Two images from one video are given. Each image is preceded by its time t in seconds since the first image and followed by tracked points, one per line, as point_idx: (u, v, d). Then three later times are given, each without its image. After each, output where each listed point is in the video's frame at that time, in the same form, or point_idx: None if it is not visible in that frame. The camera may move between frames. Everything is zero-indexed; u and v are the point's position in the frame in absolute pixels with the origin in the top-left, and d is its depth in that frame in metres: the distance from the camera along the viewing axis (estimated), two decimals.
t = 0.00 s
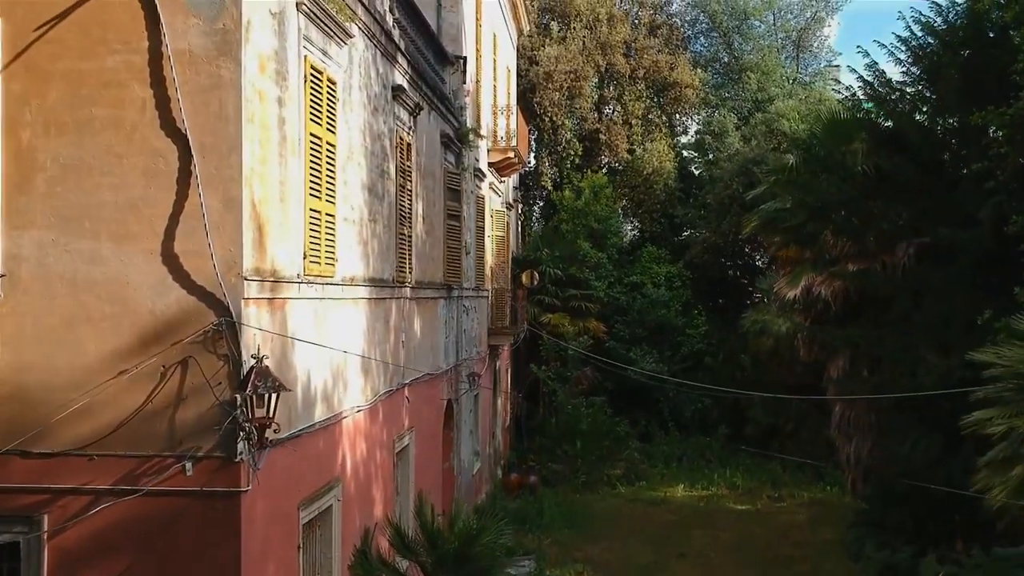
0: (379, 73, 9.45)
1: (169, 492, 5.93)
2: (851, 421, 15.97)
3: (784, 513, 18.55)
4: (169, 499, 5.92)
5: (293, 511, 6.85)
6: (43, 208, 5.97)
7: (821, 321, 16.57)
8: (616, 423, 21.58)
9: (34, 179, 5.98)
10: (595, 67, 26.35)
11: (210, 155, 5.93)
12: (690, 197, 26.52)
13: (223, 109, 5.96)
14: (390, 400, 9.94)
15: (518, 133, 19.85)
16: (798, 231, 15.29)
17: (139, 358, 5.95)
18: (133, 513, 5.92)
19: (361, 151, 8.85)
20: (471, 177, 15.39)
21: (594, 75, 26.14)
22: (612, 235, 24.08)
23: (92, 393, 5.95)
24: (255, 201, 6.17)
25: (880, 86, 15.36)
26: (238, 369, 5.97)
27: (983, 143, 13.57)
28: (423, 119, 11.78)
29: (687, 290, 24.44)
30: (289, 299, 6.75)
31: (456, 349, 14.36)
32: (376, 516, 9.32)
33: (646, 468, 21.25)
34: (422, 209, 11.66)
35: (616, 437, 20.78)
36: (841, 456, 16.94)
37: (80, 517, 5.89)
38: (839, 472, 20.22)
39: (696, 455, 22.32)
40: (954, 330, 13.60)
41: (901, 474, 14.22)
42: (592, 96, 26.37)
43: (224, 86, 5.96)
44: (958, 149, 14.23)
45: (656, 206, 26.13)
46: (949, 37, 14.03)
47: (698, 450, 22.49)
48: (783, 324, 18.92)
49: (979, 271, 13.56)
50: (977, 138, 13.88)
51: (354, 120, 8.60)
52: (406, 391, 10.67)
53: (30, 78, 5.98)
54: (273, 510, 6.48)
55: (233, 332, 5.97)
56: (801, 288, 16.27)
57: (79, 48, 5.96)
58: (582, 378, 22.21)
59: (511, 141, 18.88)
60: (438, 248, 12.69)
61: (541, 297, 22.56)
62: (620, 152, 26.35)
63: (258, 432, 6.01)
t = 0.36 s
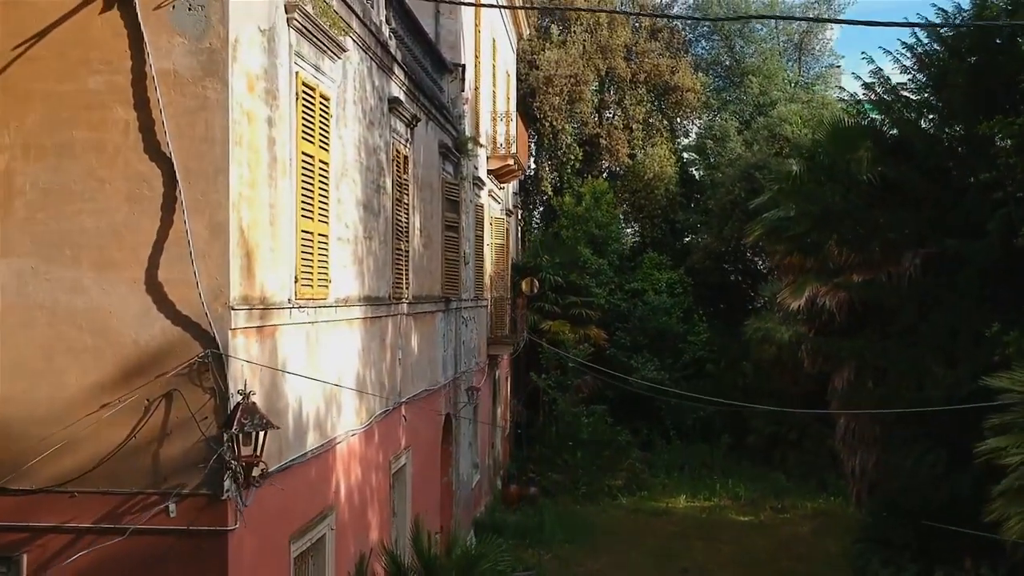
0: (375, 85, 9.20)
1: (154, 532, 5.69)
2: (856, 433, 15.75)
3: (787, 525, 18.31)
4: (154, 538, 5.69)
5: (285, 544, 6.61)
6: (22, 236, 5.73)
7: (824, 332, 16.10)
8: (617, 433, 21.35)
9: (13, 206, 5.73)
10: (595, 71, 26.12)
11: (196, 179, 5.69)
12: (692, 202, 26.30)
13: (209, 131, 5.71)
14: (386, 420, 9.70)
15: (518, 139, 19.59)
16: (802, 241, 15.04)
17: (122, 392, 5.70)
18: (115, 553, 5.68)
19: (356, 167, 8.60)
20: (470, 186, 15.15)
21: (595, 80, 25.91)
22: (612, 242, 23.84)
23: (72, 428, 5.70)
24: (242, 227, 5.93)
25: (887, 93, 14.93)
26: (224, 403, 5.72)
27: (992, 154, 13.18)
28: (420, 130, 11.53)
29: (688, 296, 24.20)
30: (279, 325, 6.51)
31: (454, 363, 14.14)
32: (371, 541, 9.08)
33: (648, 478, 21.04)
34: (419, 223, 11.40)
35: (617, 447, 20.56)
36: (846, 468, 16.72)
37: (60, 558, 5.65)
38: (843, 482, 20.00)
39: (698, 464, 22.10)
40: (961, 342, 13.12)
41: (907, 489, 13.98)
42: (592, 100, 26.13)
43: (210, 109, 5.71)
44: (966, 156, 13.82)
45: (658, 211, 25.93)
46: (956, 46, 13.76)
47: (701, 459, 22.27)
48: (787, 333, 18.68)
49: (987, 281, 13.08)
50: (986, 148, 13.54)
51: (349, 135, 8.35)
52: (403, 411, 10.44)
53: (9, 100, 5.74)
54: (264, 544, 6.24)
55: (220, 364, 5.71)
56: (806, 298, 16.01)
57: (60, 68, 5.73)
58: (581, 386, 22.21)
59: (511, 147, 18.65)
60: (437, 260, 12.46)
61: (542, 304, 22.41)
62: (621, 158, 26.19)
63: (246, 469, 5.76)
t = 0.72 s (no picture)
0: (370, 98, 8.96)
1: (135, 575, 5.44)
2: (860, 446, 15.52)
3: (790, 537, 18.06)
4: None
5: None
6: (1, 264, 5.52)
7: (830, 343, 15.78)
8: (618, 442, 21.11)
9: None
10: (596, 75, 25.88)
11: (181, 205, 5.46)
12: (694, 208, 26.07)
13: (194, 156, 5.47)
14: (382, 441, 9.48)
15: (518, 145, 19.34)
16: (806, 250, 14.78)
17: (103, 428, 5.47)
18: None
19: (350, 184, 8.37)
20: (469, 195, 14.91)
21: (596, 84, 25.67)
22: (612, 248, 23.57)
23: (53, 465, 5.48)
24: (229, 254, 5.69)
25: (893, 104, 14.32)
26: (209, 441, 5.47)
27: (999, 163, 12.72)
28: (417, 141, 11.30)
29: (689, 303, 23.97)
30: (268, 353, 6.27)
31: (453, 377, 13.91)
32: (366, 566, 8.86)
33: (649, 489, 20.81)
34: (416, 236, 11.17)
35: (618, 457, 20.33)
36: (851, 481, 16.50)
37: None
38: (846, 493, 19.77)
39: (700, 474, 21.88)
40: (967, 357, 12.77)
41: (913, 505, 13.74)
42: (593, 105, 25.89)
43: (196, 132, 5.47)
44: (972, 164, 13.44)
45: (659, 217, 25.73)
46: (961, 52, 13.25)
47: (703, 468, 22.05)
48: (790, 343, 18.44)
49: (993, 291, 12.70)
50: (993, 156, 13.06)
51: (342, 151, 8.12)
52: (400, 430, 10.21)
53: None
54: None
55: (205, 400, 5.47)
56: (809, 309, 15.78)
57: (39, 91, 5.50)
58: (581, 395, 21.96)
59: (511, 154, 18.40)
60: (434, 274, 12.22)
61: (541, 311, 22.10)
62: (622, 162, 25.96)
63: (232, 509, 5.51)
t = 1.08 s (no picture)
0: (365, 112, 8.72)
1: None
2: (865, 459, 15.30)
3: (794, 550, 17.81)
4: None
5: None
6: None
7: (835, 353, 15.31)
8: (619, 452, 20.90)
9: None
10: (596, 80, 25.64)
11: (163, 235, 5.21)
12: (695, 213, 25.86)
13: (177, 184, 5.22)
14: (378, 464, 9.25)
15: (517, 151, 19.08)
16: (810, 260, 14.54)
17: (82, 468, 5.23)
18: None
19: (345, 202, 8.13)
20: (467, 205, 14.68)
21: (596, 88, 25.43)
22: (613, 255, 23.27)
23: (30, 507, 5.25)
24: (215, 285, 5.45)
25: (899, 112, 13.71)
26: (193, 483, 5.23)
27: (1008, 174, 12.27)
28: (414, 153, 11.05)
29: (691, 310, 23.74)
30: (257, 385, 6.03)
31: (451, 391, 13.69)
32: None
33: (651, 499, 20.61)
34: (413, 250, 10.93)
35: (619, 468, 20.12)
36: (855, 494, 16.28)
37: None
38: (850, 504, 19.57)
39: (701, 484, 21.66)
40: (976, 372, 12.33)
41: (919, 521, 13.53)
42: (593, 109, 25.63)
43: (180, 159, 5.22)
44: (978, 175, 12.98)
45: (660, 223, 25.58)
46: (967, 59, 12.81)
47: (705, 479, 21.84)
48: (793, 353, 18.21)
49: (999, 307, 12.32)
50: (1001, 165, 12.49)
51: (336, 169, 7.87)
52: (396, 451, 9.98)
53: None
54: None
55: (189, 439, 5.22)
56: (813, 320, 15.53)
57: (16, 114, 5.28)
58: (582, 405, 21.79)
59: (510, 162, 18.16)
60: (432, 288, 11.99)
61: (542, 319, 21.90)
62: (623, 167, 25.72)
63: (217, 554, 5.26)
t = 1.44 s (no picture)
0: (359, 128, 8.49)
1: None
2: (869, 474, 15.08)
3: (798, 564, 17.57)
4: None
5: None
6: None
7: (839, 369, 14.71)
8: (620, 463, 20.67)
9: None
10: (596, 85, 25.38)
11: (144, 268, 4.96)
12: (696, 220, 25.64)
13: (159, 215, 4.97)
14: (373, 489, 9.02)
15: (517, 159, 18.86)
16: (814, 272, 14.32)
17: (60, 511, 5.00)
18: None
19: (338, 222, 7.90)
20: (466, 216, 14.45)
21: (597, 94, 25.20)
22: (614, 263, 23.05)
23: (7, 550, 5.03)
24: (199, 318, 5.21)
25: (905, 120, 13.47)
26: (175, 529, 4.99)
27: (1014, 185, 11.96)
28: (411, 167, 10.82)
29: (692, 318, 23.50)
30: (244, 419, 5.79)
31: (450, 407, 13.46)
32: None
33: (653, 510, 20.39)
34: (410, 266, 10.69)
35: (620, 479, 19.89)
36: (860, 508, 16.04)
37: None
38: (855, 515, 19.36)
39: (703, 495, 21.44)
40: (983, 387, 12.08)
41: (926, 539, 13.30)
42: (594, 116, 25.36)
43: (162, 188, 4.97)
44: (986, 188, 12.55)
45: (660, 230, 25.44)
46: (974, 66, 12.52)
47: (706, 490, 21.63)
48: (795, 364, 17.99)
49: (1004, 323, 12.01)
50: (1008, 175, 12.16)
51: (329, 188, 7.63)
52: (392, 473, 9.76)
53: None
54: None
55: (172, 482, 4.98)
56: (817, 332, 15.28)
57: None
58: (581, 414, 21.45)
59: (508, 170, 17.94)
60: (429, 303, 11.75)
61: (541, 327, 21.69)
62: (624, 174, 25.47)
63: None
